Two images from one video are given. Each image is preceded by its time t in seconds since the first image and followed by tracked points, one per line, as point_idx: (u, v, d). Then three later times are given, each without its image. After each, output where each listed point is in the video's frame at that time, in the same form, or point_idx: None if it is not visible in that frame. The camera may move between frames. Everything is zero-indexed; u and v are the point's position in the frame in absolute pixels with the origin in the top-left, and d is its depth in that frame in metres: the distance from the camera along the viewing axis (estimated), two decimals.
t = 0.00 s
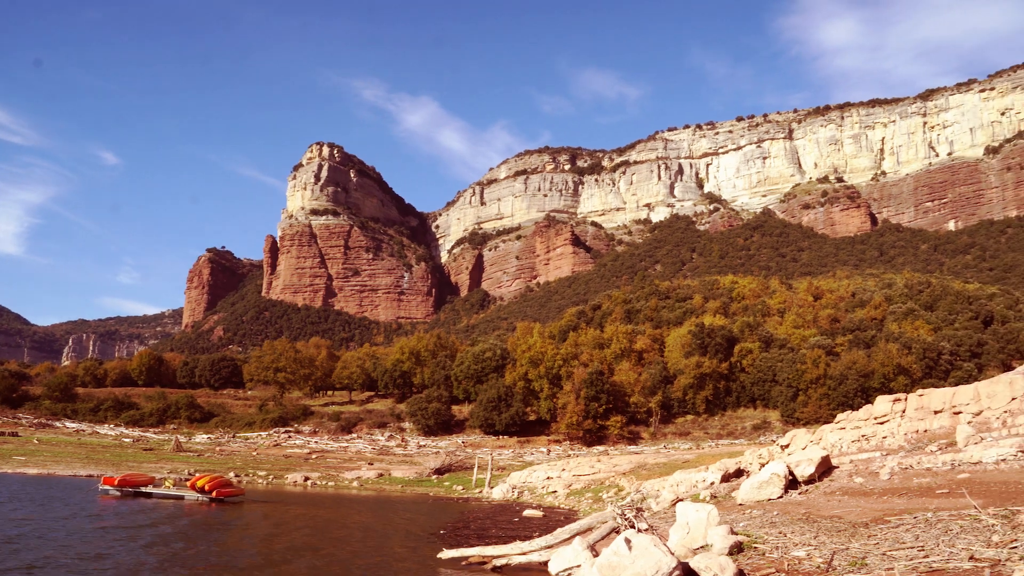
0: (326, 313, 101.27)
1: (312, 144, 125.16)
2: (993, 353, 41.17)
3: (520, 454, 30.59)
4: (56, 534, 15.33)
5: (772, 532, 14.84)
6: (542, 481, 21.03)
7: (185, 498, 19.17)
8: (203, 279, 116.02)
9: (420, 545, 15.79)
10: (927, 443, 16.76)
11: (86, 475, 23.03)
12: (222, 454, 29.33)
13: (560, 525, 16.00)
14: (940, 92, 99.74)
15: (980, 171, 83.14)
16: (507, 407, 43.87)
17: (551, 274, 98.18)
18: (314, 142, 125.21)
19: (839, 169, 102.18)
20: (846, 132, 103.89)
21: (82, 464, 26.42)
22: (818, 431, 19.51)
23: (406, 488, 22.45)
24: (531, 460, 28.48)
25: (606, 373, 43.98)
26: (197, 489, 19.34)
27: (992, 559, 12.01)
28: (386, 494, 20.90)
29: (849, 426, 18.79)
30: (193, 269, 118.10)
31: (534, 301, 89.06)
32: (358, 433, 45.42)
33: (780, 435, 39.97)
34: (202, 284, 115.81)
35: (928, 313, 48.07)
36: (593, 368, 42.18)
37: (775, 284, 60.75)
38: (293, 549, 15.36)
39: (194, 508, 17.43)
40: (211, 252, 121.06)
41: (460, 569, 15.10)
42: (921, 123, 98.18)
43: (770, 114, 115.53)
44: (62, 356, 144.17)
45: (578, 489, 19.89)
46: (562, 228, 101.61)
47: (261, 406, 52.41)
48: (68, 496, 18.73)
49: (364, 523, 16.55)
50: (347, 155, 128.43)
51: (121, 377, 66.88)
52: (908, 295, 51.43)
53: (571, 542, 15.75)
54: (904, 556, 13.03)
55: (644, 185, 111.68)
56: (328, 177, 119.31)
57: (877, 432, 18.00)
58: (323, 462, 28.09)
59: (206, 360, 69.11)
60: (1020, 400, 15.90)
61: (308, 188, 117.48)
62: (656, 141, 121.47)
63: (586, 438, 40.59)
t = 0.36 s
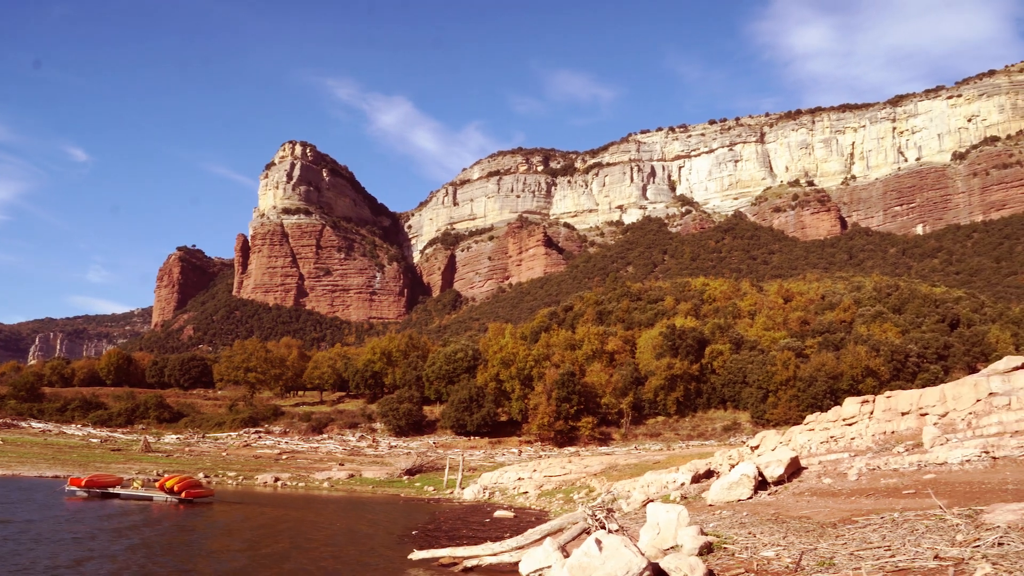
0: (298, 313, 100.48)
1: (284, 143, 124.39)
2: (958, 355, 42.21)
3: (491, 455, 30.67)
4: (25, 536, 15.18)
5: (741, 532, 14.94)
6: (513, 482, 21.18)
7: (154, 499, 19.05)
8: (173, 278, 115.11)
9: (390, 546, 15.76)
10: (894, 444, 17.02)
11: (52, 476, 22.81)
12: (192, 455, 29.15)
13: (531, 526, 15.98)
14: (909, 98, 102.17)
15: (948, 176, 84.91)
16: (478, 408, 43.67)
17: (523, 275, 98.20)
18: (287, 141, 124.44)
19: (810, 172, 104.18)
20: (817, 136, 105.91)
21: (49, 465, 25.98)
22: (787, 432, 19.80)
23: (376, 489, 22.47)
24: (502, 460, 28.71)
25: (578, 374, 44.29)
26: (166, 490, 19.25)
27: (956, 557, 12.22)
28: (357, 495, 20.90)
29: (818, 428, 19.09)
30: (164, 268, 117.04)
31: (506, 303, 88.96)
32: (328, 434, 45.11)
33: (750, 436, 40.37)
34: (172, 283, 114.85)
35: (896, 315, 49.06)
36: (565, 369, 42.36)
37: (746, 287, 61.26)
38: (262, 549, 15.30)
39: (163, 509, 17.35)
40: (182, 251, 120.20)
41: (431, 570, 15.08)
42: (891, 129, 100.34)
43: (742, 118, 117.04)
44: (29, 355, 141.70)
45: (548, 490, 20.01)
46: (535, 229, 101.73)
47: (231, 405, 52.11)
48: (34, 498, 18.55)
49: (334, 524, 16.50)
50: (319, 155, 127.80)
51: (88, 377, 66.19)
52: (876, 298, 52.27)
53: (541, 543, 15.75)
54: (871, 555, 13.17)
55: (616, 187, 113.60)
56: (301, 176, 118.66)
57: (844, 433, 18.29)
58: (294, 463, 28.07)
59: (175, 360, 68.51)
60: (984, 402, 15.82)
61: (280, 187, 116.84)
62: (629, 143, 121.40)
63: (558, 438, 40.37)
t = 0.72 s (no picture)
0: (268, 313, 100.00)
1: (256, 141, 123.53)
2: (925, 358, 42.88)
3: (462, 455, 30.81)
4: None
5: (711, 533, 15.02)
6: (485, 483, 21.48)
7: (122, 500, 18.93)
8: (143, 276, 114.13)
9: (361, 548, 15.71)
10: (861, 445, 17.30)
11: (16, 476, 22.58)
12: (160, 456, 28.93)
13: (501, 527, 15.97)
14: (879, 104, 103.73)
15: (915, 182, 87.56)
16: (450, 408, 43.47)
17: (495, 276, 98.16)
18: (259, 139, 123.61)
19: (781, 176, 105.51)
20: (788, 140, 107.46)
21: (13, 467, 25.62)
22: (756, 433, 20.09)
23: (347, 490, 22.55)
24: (473, 461, 28.94)
25: (549, 375, 44.13)
26: (134, 491, 19.15)
27: (921, 557, 12.38)
28: (328, 495, 20.93)
29: (787, 430, 19.35)
30: (133, 266, 115.81)
31: (477, 304, 88.80)
32: (298, 434, 44.76)
33: (720, 438, 40.78)
34: (141, 282, 113.59)
35: (865, 318, 49.81)
36: (536, 370, 42.61)
37: (717, 289, 61.79)
38: (232, 550, 15.22)
39: (132, 511, 17.25)
40: (152, 249, 119.17)
41: (401, 571, 15.05)
42: (861, 133, 102.10)
43: (714, 121, 118.17)
44: None
45: (519, 491, 20.23)
46: (507, 231, 101.86)
47: (201, 406, 51.85)
48: None
49: (304, 525, 16.44)
50: (292, 154, 127.03)
51: (55, 377, 65.47)
52: (846, 301, 52.94)
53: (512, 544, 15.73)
54: (838, 555, 13.30)
55: (589, 189, 114.57)
56: (273, 175, 117.89)
57: (814, 435, 18.53)
58: (264, 464, 28.05)
59: (144, 360, 67.90)
60: (949, 403, 16.58)
61: (252, 186, 116.00)
62: (601, 146, 122.05)
63: (529, 439, 40.30)
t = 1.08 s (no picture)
0: (239, 313, 99.27)
1: (228, 139, 122.82)
2: (893, 360, 43.57)
3: (433, 456, 31.04)
4: None
5: (682, 534, 15.07)
6: (456, 484, 21.79)
7: (87, 502, 18.79)
8: (112, 275, 113.27)
9: (329, 549, 15.64)
10: (830, 446, 17.52)
11: None
12: (127, 457, 28.72)
13: (471, 528, 15.95)
14: (849, 109, 106.06)
15: (884, 187, 88.97)
16: (420, 410, 43.62)
17: (467, 277, 98.13)
18: (231, 137, 122.88)
19: (752, 179, 106.71)
20: (759, 144, 108.74)
21: None
22: (726, 435, 20.17)
23: (316, 491, 22.68)
24: (444, 463, 29.15)
25: (521, 376, 45.05)
26: (99, 492, 19.06)
27: (887, 557, 12.50)
28: (297, 497, 21.07)
29: (757, 432, 19.50)
30: (102, 265, 114.82)
31: (450, 305, 88.79)
32: (267, 435, 44.48)
33: (690, 439, 41.09)
34: (110, 281, 112.63)
35: (834, 321, 50.24)
36: (508, 372, 42.82)
37: (688, 291, 62.28)
38: (201, 551, 15.13)
39: (98, 512, 17.14)
40: (121, 247, 118.22)
41: (371, 573, 15.01)
42: (831, 139, 104.11)
43: (686, 125, 119.26)
44: None
45: (490, 492, 20.51)
46: (478, 231, 102.01)
47: (169, 406, 51.54)
48: None
49: (273, 527, 16.36)
50: (264, 152, 126.49)
51: (19, 376, 64.71)
52: (815, 304, 53.47)
53: (483, 546, 15.68)
54: (806, 556, 13.39)
55: (561, 191, 114.98)
56: (244, 174, 117.47)
57: (783, 437, 18.70)
58: (232, 465, 27.97)
59: (112, 359, 67.21)
60: (916, 405, 16.87)
61: (223, 184, 115.53)
62: (574, 148, 122.94)
63: (499, 440, 40.46)
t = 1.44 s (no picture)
0: (209, 312, 98.40)
1: (198, 138, 121.07)
2: (861, 363, 43.94)
3: (403, 458, 31.31)
4: None
5: (650, 535, 15.11)
6: (426, 486, 22.48)
7: (53, 504, 18.66)
8: (79, 274, 112.00)
9: (298, 552, 15.55)
10: (798, 448, 17.78)
11: None
12: (95, 458, 28.64)
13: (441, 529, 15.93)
14: (819, 114, 107.32)
15: (854, 191, 89.86)
16: (391, 411, 43.60)
17: (439, 278, 98.17)
18: (202, 136, 121.17)
19: (723, 183, 108.33)
20: (730, 148, 110.08)
21: None
22: (696, 437, 20.27)
23: (286, 492, 23.12)
24: (415, 464, 29.41)
25: (492, 378, 44.83)
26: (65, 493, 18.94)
27: (854, 558, 12.56)
28: (266, 499, 21.49)
29: (726, 434, 19.65)
30: (69, 263, 113.74)
31: (422, 305, 88.67)
32: (237, 436, 44.29)
33: (661, 441, 41.34)
34: (77, 279, 111.52)
35: (803, 324, 50.56)
36: (479, 373, 42.83)
37: (659, 293, 62.73)
38: (168, 554, 14.98)
39: (64, 513, 17.06)
40: (89, 246, 117.12)
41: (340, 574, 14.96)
42: (802, 143, 105.24)
43: (659, 128, 119.97)
44: None
45: (460, 493, 21.16)
46: (451, 233, 102.20)
47: (137, 406, 51.22)
48: None
49: (241, 529, 16.27)
50: (235, 151, 124.82)
51: None
52: (785, 307, 53.95)
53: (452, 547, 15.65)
54: (775, 558, 13.44)
55: (534, 193, 115.03)
56: (215, 173, 115.94)
57: (753, 439, 18.91)
58: (201, 466, 27.95)
59: (78, 359, 66.43)
60: (883, 408, 17.18)
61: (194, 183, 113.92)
62: (547, 150, 123.41)
63: (470, 442, 40.45)
